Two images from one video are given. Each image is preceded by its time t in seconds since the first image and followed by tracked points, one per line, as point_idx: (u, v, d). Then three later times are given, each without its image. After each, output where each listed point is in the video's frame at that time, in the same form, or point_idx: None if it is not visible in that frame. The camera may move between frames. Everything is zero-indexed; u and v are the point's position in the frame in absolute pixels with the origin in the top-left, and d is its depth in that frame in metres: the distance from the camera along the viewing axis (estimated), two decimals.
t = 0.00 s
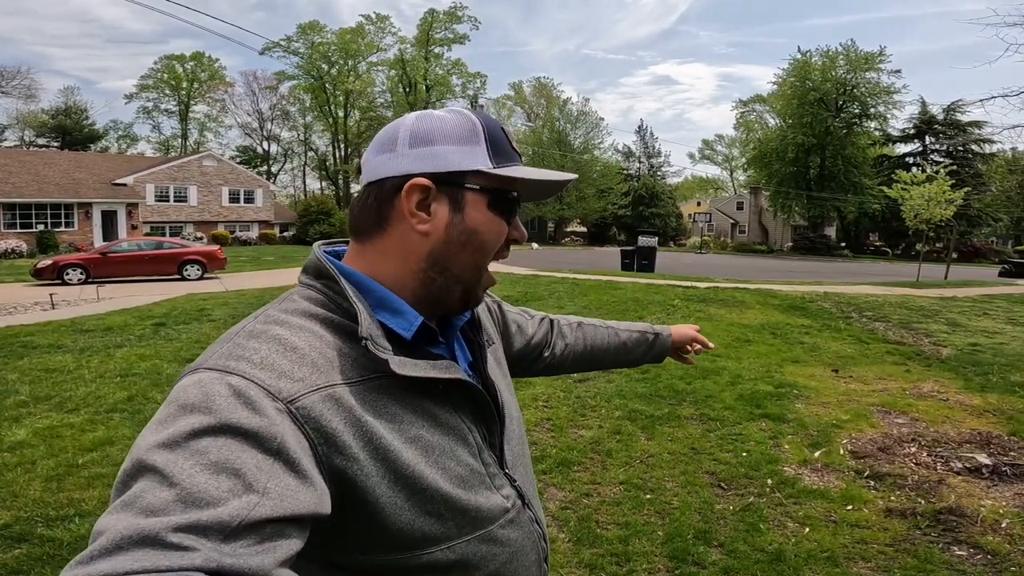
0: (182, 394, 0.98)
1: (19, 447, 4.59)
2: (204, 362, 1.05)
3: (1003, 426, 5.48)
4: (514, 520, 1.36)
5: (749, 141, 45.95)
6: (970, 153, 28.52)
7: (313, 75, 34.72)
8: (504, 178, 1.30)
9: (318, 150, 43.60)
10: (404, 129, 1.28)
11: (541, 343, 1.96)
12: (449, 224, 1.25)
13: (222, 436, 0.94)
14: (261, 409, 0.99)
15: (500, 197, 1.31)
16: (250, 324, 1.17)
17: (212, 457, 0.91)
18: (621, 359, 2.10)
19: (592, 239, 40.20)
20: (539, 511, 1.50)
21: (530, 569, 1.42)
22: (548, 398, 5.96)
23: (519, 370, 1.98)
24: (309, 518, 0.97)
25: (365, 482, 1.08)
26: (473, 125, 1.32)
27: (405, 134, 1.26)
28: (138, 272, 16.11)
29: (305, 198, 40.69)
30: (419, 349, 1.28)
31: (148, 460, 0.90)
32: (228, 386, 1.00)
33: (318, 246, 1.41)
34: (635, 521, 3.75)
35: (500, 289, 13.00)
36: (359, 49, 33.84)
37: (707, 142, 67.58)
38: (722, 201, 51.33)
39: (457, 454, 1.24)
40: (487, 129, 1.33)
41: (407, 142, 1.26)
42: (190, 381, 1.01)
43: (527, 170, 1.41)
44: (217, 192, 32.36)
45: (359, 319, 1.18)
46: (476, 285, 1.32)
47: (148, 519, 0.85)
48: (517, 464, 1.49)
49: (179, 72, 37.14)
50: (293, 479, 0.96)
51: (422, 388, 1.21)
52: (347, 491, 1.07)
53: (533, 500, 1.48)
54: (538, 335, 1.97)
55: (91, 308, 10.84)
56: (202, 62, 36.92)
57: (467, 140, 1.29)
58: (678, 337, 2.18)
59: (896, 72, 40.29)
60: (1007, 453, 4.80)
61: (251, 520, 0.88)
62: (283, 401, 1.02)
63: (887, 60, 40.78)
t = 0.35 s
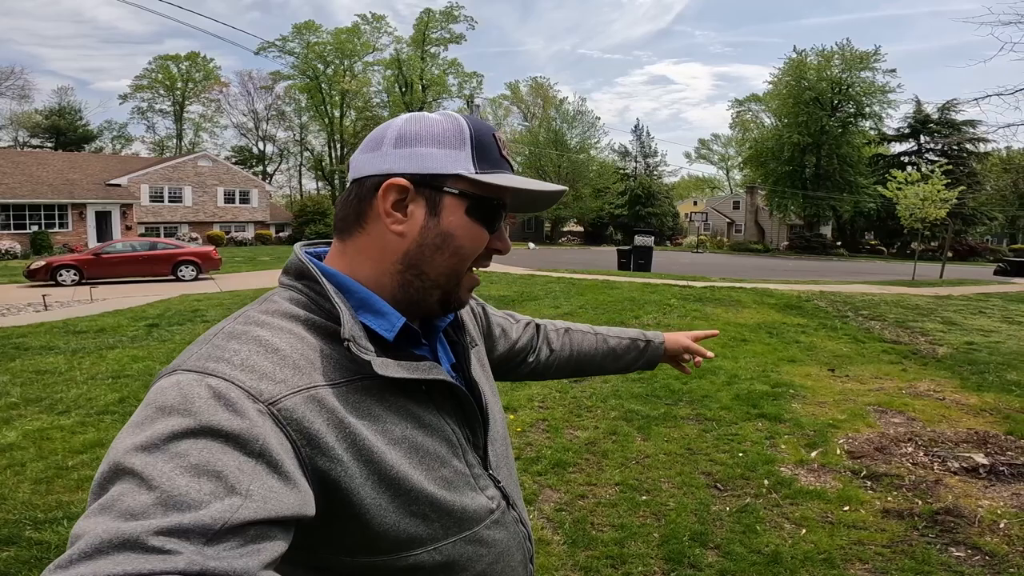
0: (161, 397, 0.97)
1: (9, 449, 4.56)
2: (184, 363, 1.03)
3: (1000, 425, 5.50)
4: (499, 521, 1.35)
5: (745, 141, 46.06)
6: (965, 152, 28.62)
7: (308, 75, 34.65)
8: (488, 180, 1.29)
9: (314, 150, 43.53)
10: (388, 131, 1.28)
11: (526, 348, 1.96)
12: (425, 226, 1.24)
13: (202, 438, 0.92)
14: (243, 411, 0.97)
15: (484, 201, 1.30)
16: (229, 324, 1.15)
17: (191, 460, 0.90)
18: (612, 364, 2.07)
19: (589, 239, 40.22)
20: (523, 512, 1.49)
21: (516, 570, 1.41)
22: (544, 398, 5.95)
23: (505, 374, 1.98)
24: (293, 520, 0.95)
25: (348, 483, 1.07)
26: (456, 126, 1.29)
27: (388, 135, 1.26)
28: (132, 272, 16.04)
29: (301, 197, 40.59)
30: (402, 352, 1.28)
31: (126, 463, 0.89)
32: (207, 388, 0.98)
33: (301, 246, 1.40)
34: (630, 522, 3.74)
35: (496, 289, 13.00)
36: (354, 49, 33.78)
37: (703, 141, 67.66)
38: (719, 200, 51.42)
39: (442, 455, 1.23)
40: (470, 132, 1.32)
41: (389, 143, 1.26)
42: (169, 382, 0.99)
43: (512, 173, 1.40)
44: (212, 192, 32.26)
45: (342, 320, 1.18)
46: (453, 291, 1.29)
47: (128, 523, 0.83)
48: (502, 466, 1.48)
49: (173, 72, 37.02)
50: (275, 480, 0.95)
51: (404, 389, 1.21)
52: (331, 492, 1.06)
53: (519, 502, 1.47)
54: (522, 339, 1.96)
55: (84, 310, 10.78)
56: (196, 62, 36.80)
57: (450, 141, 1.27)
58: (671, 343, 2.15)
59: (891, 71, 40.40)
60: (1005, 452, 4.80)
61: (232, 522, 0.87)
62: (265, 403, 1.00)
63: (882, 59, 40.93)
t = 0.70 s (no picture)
0: (191, 385, 0.97)
1: (8, 449, 4.54)
2: (213, 352, 1.04)
3: (999, 422, 5.52)
4: (517, 520, 1.34)
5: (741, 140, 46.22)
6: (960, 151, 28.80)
7: (304, 75, 34.61)
8: (497, 176, 1.24)
9: (310, 150, 43.47)
10: (403, 124, 1.28)
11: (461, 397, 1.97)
12: (432, 222, 1.23)
13: (228, 428, 0.93)
14: (267, 400, 0.97)
15: (500, 196, 1.26)
16: (259, 313, 1.17)
17: (219, 449, 0.90)
18: (546, 434, 2.06)
19: (585, 238, 40.25)
20: (541, 512, 1.48)
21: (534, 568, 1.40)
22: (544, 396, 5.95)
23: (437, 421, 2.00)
24: (315, 511, 0.95)
25: (370, 475, 1.07)
26: (469, 119, 1.26)
27: (403, 128, 1.26)
28: (128, 272, 15.99)
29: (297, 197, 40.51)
30: (424, 345, 1.29)
31: (155, 451, 0.89)
32: (235, 377, 0.98)
33: (335, 239, 1.44)
34: (634, 520, 3.75)
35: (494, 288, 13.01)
36: (351, 48, 33.77)
37: (699, 141, 67.86)
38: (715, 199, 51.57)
39: (463, 449, 1.23)
40: (484, 123, 1.27)
41: (403, 136, 1.26)
42: (196, 371, 1.00)
43: (534, 166, 1.35)
44: (208, 192, 32.17)
45: (366, 314, 1.19)
46: (468, 285, 1.27)
47: (155, 512, 0.83)
48: (522, 464, 1.48)
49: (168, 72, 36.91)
50: (298, 470, 0.94)
51: (427, 383, 1.21)
52: (353, 483, 1.05)
53: (537, 500, 1.46)
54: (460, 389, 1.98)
55: (79, 310, 10.74)
56: (192, 62, 36.70)
57: (460, 137, 1.24)
58: (611, 431, 2.10)
59: (886, 71, 40.63)
60: (1006, 449, 4.82)
61: (255, 512, 0.86)
62: (290, 393, 1.01)
63: (876, 59, 41.13)
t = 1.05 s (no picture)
0: (215, 382, 0.99)
1: (10, 453, 4.54)
2: (235, 353, 1.07)
3: (1002, 424, 5.53)
4: (525, 533, 1.34)
5: (740, 140, 46.26)
6: (959, 151, 28.83)
7: (303, 74, 34.56)
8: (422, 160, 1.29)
9: (309, 150, 43.45)
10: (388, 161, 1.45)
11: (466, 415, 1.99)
12: (392, 225, 1.31)
13: (248, 423, 0.95)
14: (285, 397, 1.00)
15: (433, 184, 1.30)
16: (281, 319, 1.19)
17: (238, 443, 0.93)
18: (563, 424, 2.07)
19: (585, 237, 40.26)
20: (550, 527, 1.48)
21: None
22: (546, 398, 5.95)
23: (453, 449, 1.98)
24: (328, 506, 0.97)
25: (380, 477, 1.08)
26: (407, 129, 1.38)
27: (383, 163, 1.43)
28: (127, 272, 15.98)
29: (296, 197, 40.49)
30: (440, 355, 1.30)
31: (177, 443, 0.92)
32: (256, 375, 1.01)
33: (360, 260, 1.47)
34: (638, 524, 3.75)
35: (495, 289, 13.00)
36: (350, 47, 33.76)
37: (698, 140, 67.90)
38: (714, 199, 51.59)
39: (472, 456, 1.23)
40: (416, 123, 1.35)
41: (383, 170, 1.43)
42: (219, 370, 1.02)
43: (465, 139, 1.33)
44: (207, 192, 32.14)
45: (382, 320, 1.20)
46: (439, 279, 1.27)
47: (177, 503, 0.85)
48: (532, 478, 1.47)
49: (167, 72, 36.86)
50: (312, 466, 0.96)
51: (438, 390, 1.22)
52: (365, 485, 1.07)
53: (546, 516, 1.45)
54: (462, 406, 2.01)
55: (79, 310, 10.73)
56: (191, 61, 36.66)
57: (398, 146, 1.37)
58: (617, 391, 2.11)
59: (885, 71, 40.67)
60: (1008, 451, 4.83)
61: (270, 505, 0.89)
62: (306, 392, 1.03)
63: (876, 58, 41.15)
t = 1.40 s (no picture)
0: (226, 387, 1.00)
1: (18, 456, 4.55)
2: (246, 358, 1.08)
3: (1013, 427, 5.50)
4: (532, 547, 1.31)
5: (744, 140, 46.21)
6: (964, 151, 28.75)
7: (307, 75, 34.56)
8: (470, 183, 1.24)
9: (313, 151, 43.57)
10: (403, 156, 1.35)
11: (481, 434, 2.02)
12: (422, 238, 1.26)
13: (257, 426, 0.96)
14: (292, 403, 1.00)
15: (481, 207, 1.26)
16: (294, 324, 1.19)
17: (246, 447, 0.93)
18: (579, 445, 2.07)
19: (588, 238, 40.27)
20: (558, 541, 1.45)
21: None
22: (554, 400, 5.94)
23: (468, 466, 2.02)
24: (336, 513, 0.98)
25: (385, 483, 1.07)
26: (442, 136, 1.30)
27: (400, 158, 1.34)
28: (133, 273, 16.02)
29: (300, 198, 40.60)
30: (450, 364, 1.29)
31: (189, 447, 0.93)
32: (265, 380, 1.01)
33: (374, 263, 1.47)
34: (649, 528, 3.74)
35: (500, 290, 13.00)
36: (353, 48, 33.82)
37: (701, 140, 67.86)
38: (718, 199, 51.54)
39: (481, 465, 1.22)
40: (457, 134, 1.29)
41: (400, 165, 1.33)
42: (230, 375, 1.03)
43: (515, 167, 1.31)
44: (212, 193, 32.22)
45: (391, 329, 1.20)
46: (469, 301, 1.25)
47: (187, 507, 0.86)
48: (541, 491, 1.45)
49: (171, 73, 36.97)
50: (320, 471, 0.97)
51: (449, 400, 1.21)
52: (372, 491, 1.06)
53: (554, 530, 1.43)
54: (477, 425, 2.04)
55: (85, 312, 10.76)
56: (195, 62, 36.76)
57: (433, 153, 1.28)
58: (640, 414, 2.07)
59: (890, 71, 40.59)
60: (1021, 453, 4.81)
61: (278, 510, 0.89)
62: (312, 397, 1.03)
63: (880, 58, 41.04)
